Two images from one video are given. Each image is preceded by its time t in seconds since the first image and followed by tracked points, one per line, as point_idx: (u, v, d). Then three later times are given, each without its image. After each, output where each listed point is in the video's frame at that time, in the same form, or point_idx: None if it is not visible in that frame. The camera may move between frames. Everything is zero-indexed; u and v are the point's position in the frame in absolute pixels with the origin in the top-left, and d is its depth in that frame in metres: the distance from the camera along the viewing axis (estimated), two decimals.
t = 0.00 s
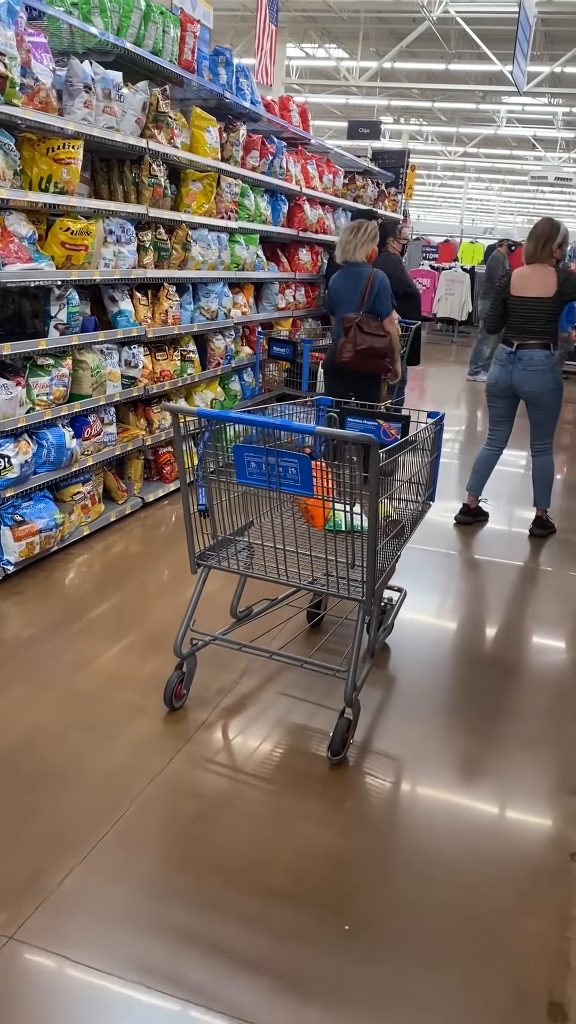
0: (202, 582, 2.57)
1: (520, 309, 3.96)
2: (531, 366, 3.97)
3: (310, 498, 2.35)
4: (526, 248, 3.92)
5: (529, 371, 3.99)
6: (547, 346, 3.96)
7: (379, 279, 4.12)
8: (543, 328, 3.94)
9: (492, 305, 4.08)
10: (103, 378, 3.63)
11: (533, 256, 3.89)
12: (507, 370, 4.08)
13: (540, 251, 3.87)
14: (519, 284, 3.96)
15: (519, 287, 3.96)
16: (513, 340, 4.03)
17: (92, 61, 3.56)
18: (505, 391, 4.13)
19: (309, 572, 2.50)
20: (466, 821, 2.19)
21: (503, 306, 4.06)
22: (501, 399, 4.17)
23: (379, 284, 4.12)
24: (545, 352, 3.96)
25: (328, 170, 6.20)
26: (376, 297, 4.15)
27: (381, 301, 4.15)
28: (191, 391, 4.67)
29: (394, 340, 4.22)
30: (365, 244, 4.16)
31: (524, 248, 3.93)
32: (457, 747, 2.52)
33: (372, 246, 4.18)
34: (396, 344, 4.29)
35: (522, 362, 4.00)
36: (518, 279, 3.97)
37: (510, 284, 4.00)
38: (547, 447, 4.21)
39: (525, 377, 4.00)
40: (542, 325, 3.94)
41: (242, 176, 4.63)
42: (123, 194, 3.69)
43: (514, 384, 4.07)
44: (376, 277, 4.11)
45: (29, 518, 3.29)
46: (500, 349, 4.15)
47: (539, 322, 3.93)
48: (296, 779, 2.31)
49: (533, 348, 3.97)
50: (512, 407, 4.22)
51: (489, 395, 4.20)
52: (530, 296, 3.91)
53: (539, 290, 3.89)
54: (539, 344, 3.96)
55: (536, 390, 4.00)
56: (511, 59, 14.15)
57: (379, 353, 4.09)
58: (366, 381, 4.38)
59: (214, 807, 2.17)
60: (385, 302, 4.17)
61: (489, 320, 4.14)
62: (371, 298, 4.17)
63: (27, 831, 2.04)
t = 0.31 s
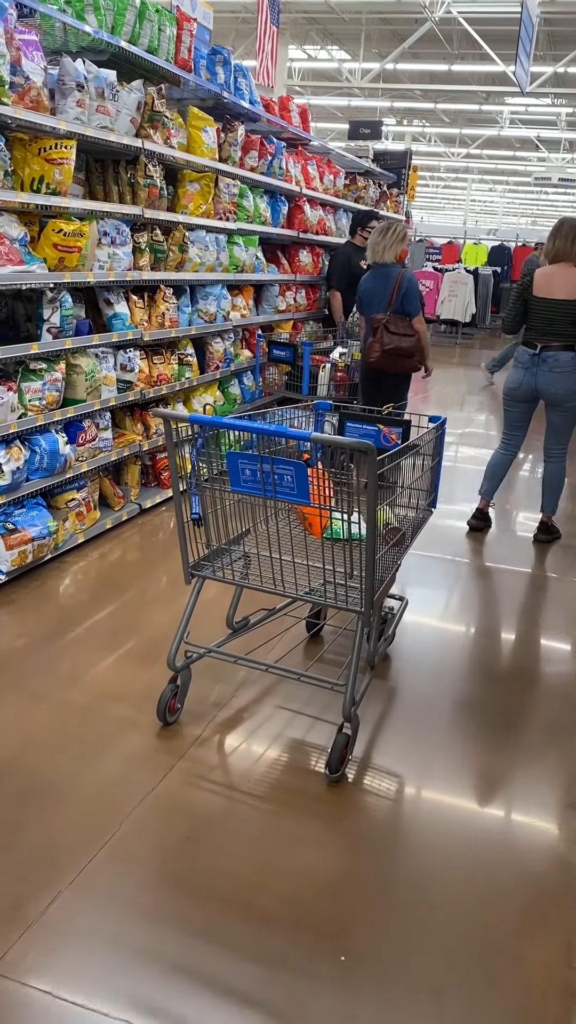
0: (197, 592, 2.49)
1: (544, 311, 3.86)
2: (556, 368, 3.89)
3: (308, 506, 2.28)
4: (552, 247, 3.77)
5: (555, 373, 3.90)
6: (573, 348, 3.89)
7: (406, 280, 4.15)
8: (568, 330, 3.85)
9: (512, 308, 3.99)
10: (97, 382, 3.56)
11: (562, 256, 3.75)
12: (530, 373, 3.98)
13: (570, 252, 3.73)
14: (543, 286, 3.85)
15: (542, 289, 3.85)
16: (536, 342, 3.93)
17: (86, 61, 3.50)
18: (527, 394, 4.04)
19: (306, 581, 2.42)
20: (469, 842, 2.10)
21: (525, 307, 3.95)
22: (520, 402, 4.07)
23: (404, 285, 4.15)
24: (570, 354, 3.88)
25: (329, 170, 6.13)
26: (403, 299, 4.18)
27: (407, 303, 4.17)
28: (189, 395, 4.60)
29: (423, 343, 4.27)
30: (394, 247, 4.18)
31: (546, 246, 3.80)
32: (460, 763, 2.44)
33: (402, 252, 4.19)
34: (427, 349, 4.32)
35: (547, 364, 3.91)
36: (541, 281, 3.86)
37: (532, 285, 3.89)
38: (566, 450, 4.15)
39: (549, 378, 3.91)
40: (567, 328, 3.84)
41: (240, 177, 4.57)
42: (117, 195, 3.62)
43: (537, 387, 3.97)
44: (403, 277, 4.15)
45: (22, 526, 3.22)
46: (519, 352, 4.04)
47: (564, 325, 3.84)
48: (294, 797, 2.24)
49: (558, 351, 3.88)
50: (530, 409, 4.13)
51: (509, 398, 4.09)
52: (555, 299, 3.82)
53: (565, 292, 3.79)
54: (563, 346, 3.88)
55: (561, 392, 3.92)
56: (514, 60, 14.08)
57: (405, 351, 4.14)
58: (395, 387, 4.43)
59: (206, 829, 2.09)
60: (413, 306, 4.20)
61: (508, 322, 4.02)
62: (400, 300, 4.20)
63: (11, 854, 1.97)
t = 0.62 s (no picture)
0: (201, 605, 2.44)
1: (557, 317, 3.80)
2: (570, 374, 3.86)
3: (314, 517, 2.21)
4: (568, 248, 3.66)
5: (569, 379, 3.86)
6: None
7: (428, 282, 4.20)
8: None
9: (524, 316, 3.89)
10: (98, 390, 3.51)
11: None
12: (544, 379, 3.93)
13: None
14: (556, 291, 3.75)
15: (556, 294, 3.76)
16: (549, 349, 3.87)
17: (84, 65, 3.46)
18: (540, 401, 3.99)
19: (312, 593, 2.36)
20: (483, 864, 2.04)
21: (536, 313, 3.86)
22: (532, 409, 4.03)
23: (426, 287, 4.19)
24: None
25: (330, 174, 6.09)
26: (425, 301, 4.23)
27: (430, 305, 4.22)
28: (191, 401, 4.55)
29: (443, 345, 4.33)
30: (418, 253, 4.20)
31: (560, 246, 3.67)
32: (471, 778, 2.38)
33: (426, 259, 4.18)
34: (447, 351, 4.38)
35: (561, 370, 3.87)
36: (554, 285, 3.76)
37: (545, 290, 3.79)
38: None
39: (565, 384, 3.87)
40: None
41: (241, 182, 4.53)
42: (116, 201, 3.61)
43: (551, 394, 3.93)
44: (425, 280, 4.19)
45: (21, 536, 3.17)
46: (529, 358, 3.99)
47: None
48: (300, 816, 2.19)
49: (572, 356, 3.84)
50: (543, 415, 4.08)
51: (522, 406, 4.04)
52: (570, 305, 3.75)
53: None
54: None
55: None
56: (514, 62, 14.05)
57: (427, 353, 4.19)
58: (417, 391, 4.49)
59: (211, 851, 2.04)
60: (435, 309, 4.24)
61: (519, 329, 3.93)
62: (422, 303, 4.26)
63: (9, 881, 1.92)
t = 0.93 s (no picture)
0: (199, 612, 2.42)
1: (543, 318, 3.80)
2: (565, 374, 3.83)
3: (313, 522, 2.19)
4: (551, 247, 3.74)
5: (564, 378, 3.84)
6: None
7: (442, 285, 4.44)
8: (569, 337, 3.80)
9: (509, 318, 3.90)
10: (95, 395, 3.49)
11: (560, 257, 3.74)
12: (539, 380, 3.89)
13: (569, 253, 3.72)
14: (539, 292, 3.78)
15: (538, 295, 3.78)
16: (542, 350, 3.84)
17: (78, 69, 3.45)
18: (534, 402, 3.95)
19: (312, 600, 2.33)
20: (487, 872, 2.01)
21: (522, 315, 3.87)
22: (527, 410, 3.98)
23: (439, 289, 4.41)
24: None
25: (326, 176, 6.07)
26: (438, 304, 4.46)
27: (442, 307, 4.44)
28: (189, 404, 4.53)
29: (458, 348, 4.56)
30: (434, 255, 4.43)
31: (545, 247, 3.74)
32: (474, 783, 2.36)
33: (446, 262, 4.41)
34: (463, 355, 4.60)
35: (556, 370, 3.84)
36: (536, 285, 3.78)
37: (527, 290, 3.81)
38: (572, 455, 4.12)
39: (558, 383, 3.85)
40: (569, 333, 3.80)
41: (237, 185, 4.52)
42: (111, 206, 3.60)
43: (546, 394, 3.90)
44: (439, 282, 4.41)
45: (19, 543, 3.16)
46: (520, 360, 3.95)
47: (567, 331, 3.79)
48: (302, 823, 2.17)
49: (565, 356, 3.83)
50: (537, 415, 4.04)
51: (517, 407, 3.99)
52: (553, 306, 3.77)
53: (563, 299, 3.76)
54: (569, 351, 3.83)
55: (571, 398, 3.87)
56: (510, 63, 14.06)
57: (431, 353, 4.40)
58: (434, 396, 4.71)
59: (211, 862, 2.01)
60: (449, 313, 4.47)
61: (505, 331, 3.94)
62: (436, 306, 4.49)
63: (8, 894, 1.89)
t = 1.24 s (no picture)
0: (190, 614, 2.43)
1: (519, 318, 3.84)
2: (541, 373, 3.86)
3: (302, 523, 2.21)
4: (525, 247, 3.79)
5: (540, 377, 3.87)
6: (553, 353, 3.89)
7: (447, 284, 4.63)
8: (545, 336, 3.85)
9: (485, 318, 3.93)
10: (86, 399, 3.51)
11: (535, 256, 3.78)
12: (514, 380, 3.92)
13: (543, 253, 3.78)
14: (515, 291, 3.82)
15: (514, 293, 3.83)
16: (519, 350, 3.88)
17: (66, 76, 3.47)
18: (511, 402, 3.97)
19: (302, 600, 2.35)
20: (477, 870, 2.03)
21: (497, 315, 3.90)
22: (505, 411, 4.00)
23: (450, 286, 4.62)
24: (552, 359, 3.87)
25: (317, 180, 6.09)
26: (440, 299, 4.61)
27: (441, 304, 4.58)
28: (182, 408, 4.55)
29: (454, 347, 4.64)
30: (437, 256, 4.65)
31: (520, 247, 3.79)
32: (464, 782, 2.38)
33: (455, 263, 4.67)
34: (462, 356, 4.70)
35: (532, 369, 3.87)
36: (512, 284, 3.83)
37: (503, 289, 3.86)
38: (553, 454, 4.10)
39: (533, 383, 3.87)
40: (545, 332, 3.84)
41: (227, 189, 4.54)
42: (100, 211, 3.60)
43: (523, 393, 3.92)
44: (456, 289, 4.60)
45: (12, 548, 3.17)
46: (497, 360, 3.98)
47: (542, 330, 3.83)
48: (294, 824, 2.18)
49: (541, 355, 3.86)
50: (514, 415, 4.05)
51: (494, 408, 4.01)
52: (531, 304, 3.81)
53: (539, 297, 3.80)
54: (544, 351, 3.86)
55: (548, 397, 3.89)
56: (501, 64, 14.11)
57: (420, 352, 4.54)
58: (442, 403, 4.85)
59: (203, 863, 2.02)
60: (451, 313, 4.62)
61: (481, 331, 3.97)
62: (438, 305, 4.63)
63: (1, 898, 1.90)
